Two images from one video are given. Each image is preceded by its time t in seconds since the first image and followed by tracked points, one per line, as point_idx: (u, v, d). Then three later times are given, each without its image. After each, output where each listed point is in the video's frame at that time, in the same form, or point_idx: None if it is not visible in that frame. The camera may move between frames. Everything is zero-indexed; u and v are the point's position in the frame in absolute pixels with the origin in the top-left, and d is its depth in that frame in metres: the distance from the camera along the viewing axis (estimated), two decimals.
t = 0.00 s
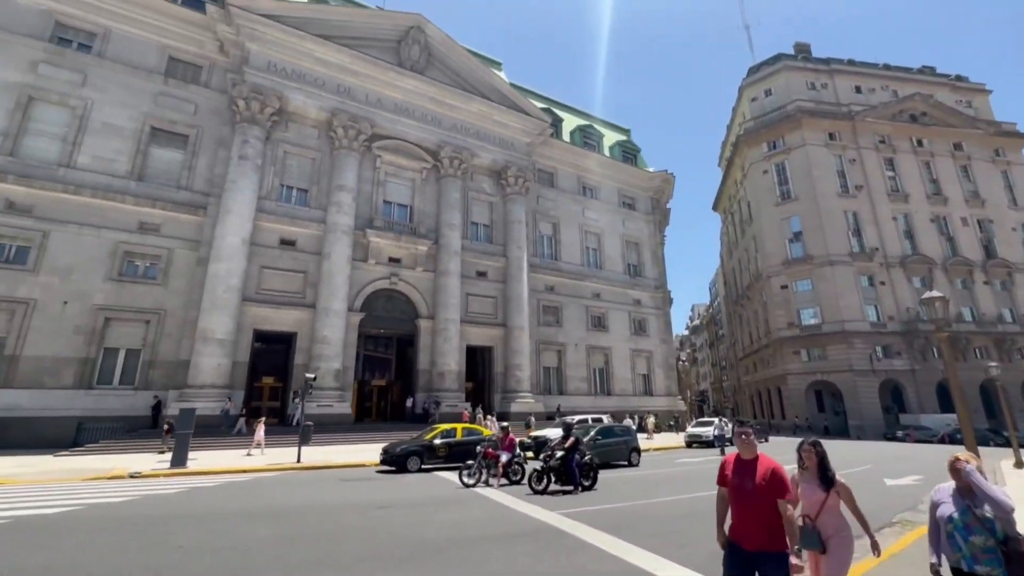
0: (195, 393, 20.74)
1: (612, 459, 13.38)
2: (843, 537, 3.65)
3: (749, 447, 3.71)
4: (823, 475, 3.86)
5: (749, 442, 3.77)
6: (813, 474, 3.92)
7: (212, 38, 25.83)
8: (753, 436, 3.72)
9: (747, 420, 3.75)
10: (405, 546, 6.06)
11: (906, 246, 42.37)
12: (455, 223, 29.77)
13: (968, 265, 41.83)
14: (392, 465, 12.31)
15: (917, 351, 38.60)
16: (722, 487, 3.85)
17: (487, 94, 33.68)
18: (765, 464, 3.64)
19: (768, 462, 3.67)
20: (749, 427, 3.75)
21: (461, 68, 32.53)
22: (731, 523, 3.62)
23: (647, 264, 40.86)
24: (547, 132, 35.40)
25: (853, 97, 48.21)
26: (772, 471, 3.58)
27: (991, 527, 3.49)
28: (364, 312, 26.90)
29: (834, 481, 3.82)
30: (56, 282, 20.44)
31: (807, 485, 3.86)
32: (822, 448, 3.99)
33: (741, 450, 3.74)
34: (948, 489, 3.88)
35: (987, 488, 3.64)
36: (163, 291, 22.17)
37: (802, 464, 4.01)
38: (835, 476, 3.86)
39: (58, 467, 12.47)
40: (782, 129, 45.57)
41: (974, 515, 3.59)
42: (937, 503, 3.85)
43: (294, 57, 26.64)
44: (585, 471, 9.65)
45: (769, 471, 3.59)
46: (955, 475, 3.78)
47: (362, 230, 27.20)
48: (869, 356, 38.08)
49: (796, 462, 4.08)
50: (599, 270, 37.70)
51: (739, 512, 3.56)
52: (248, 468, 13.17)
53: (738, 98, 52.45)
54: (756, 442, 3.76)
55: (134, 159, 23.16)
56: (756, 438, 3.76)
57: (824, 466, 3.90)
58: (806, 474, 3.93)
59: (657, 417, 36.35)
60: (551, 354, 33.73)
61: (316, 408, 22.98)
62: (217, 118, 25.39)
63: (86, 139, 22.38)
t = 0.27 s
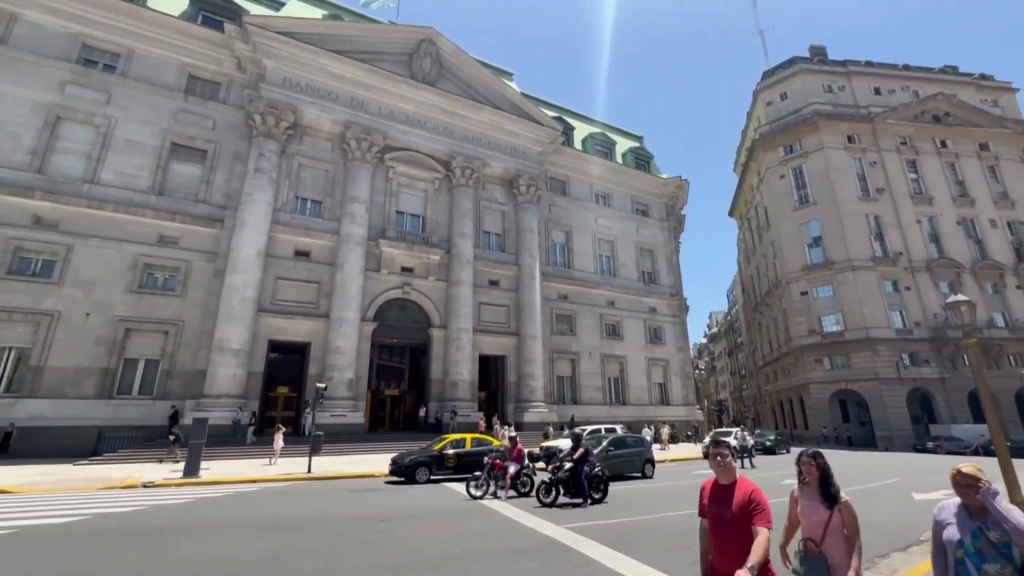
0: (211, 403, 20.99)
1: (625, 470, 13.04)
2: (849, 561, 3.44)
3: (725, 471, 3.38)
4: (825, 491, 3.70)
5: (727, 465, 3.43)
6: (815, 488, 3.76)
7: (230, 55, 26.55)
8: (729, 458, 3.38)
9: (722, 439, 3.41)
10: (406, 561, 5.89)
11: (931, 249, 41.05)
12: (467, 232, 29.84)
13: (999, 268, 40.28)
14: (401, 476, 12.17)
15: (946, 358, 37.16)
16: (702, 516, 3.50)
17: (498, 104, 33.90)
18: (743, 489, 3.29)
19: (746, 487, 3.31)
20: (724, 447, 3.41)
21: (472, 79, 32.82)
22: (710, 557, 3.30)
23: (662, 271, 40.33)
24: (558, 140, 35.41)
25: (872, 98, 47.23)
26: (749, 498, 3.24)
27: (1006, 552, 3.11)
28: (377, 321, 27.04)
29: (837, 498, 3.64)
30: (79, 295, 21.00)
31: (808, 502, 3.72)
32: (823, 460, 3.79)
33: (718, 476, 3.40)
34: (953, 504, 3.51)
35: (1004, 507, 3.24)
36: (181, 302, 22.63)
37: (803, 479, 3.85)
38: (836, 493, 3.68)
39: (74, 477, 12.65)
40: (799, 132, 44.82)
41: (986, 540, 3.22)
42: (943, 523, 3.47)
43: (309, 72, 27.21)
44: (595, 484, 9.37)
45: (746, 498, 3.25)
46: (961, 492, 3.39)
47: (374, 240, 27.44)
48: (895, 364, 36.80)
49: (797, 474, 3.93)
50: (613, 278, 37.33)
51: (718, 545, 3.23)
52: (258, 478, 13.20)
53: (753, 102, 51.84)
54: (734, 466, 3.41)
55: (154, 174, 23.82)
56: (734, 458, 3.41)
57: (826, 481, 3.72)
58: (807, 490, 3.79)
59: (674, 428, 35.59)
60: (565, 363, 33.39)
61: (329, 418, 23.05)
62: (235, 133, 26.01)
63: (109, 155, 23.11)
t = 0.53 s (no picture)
0: (223, 409, 21.22)
1: (635, 478, 12.78)
2: None
3: (672, 471, 3.27)
4: (808, 507, 3.55)
5: (675, 465, 3.33)
6: (799, 504, 3.62)
7: (243, 68, 27.12)
8: (675, 457, 3.29)
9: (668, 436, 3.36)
10: (402, 570, 5.78)
11: (954, 250, 39.91)
12: (476, 238, 29.87)
13: None
14: (407, 483, 12.09)
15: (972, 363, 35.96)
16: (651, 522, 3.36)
17: (506, 110, 34.01)
18: (688, 489, 3.16)
19: (692, 486, 3.17)
20: (671, 446, 3.33)
21: (481, 86, 33.02)
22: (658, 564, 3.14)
23: (674, 276, 39.88)
24: (567, 145, 35.37)
25: (888, 97, 46.34)
26: (694, 499, 3.10)
27: None
28: (387, 328, 27.15)
29: (819, 516, 3.49)
30: (96, 303, 21.47)
31: (791, 519, 3.61)
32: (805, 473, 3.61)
33: (665, 477, 3.31)
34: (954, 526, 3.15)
35: (1003, 532, 2.88)
36: (195, 310, 22.99)
37: (787, 493, 3.70)
38: (819, 510, 3.52)
39: (87, 482, 12.83)
40: (812, 133, 44.14)
41: (982, 566, 2.88)
42: (941, 548, 3.14)
43: (319, 82, 27.64)
44: (601, 491, 9.19)
45: (691, 499, 3.10)
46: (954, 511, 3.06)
47: (384, 247, 27.62)
48: (918, 369, 35.72)
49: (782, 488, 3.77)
50: (624, 283, 37.00)
51: (663, 550, 3.09)
52: (266, 485, 13.26)
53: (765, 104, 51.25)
54: (682, 467, 3.29)
55: (170, 185, 24.35)
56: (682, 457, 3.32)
57: (809, 496, 3.56)
58: (791, 506, 3.66)
59: (688, 434, 34.98)
60: (576, 369, 33.11)
61: (340, 425, 23.13)
62: (247, 143, 26.49)
63: (127, 167, 23.70)
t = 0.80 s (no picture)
0: (233, 414, 21.42)
1: (642, 483, 12.57)
2: None
3: (618, 485, 2.97)
4: (768, 515, 3.32)
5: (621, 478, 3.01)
6: (758, 512, 3.40)
7: (253, 77, 27.54)
8: (621, 469, 2.95)
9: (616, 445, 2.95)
10: None
11: (974, 250, 38.88)
12: (484, 242, 29.88)
13: None
14: (411, 488, 12.02)
15: (994, 365, 34.91)
16: (590, 536, 3.07)
17: (514, 114, 34.05)
18: (636, 507, 2.88)
19: (639, 502, 2.90)
20: (618, 456, 2.98)
21: (488, 91, 33.12)
22: None
23: (685, 278, 39.44)
24: (574, 148, 35.27)
25: (902, 94, 45.47)
26: (643, 518, 2.82)
27: None
28: (395, 332, 27.23)
29: (780, 524, 3.27)
30: (111, 309, 21.86)
31: (749, 528, 3.39)
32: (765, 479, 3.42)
33: (610, 491, 3.00)
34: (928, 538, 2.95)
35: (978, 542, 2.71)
36: (206, 315, 23.33)
37: (747, 501, 3.49)
38: (778, 519, 3.29)
39: (98, 486, 12.99)
40: (825, 132, 43.44)
41: None
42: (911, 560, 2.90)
43: (328, 89, 27.95)
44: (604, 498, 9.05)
45: (640, 518, 2.82)
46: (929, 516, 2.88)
47: (392, 252, 27.76)
48: (938, 372, 34.77)
49: (743, 495, 3.57)
50: (634, 285, 36.68)
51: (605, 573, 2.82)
52: (272, 489, 13.30)
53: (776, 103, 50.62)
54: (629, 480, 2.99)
55: (182, 193, 24.77)
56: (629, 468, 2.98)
57: (769, 504, 3.34)
58: (750, 515, 3.44)
59: (701, 439, 34.47)
60: (585, 373, 32.83)
61: (348, 429, 23.18)
62: (258, 151, 26.87)
63: (140, 176, 24.16)
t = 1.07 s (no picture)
0: (241, 416, 21.58)
1: (647, 486, 12.38)
2: None
3: (547, 490, 2.73)
4: (718, 527, 3.06)
5: (552, 484, 2.78)
6: (708, 524, 3.14)
7: (261, 83, 27.86)
8: (552, 472, 2.74)
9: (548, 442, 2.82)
10: None
11: (992, 247, 37.94)
12: (490, 243, 29.85)
13: None
14: (414, 491, 11.97)
15: (1016, 365, 33.97)
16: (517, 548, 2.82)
17: (519, 116, 34.02)
18: (562, 517, 2.61)
19: (567, 511, 2.64)
20: (550, 458, 2.78)
21: (493, 93, 33.16)
22: None
23: (694, 279, 39.03)
24: (581, 149, 35.13)
25: (916, 90, 44.63)
26: (569, 529, 2.54)
27: None
28: (402, 335, 27.29)
29: (729, 536, 2.99)
30: (122, 313, 22.19)
31: (696, 542, 3.12)
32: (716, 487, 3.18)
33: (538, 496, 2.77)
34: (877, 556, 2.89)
35: (927, 560, 2.64)
36: (215, 319, 23.58)
37: (696, 511, 3.24)
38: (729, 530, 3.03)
39: (106, 488, 13.12)
40: (836, 129, 42.76)
41: None
42: None
43: (334, 94, 28.17)
44: (606, 501, 8.91)
45: (565, 529, 2.55)
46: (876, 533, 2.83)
47: (398, 254, 27.84)
48: (957, 372, 33.93)
49: (692, 504, 3.32)
50: (642, 286, 36.37)
51: None
52: (277, 491, 13.35)
53: (785, 101, 50.00)
54: (559, 485, 2.76)
55: (192, 198, 25.12)
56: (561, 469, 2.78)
57: (719, 515, 3.08)
58: (699, 526, 3.18)
59: (711, 442, 34.01)
60: (593, 374, 32.59)
61: (354, 431, 23.23)
62: (266, 155, 27.16)
63: (151, 182, 24.54)
